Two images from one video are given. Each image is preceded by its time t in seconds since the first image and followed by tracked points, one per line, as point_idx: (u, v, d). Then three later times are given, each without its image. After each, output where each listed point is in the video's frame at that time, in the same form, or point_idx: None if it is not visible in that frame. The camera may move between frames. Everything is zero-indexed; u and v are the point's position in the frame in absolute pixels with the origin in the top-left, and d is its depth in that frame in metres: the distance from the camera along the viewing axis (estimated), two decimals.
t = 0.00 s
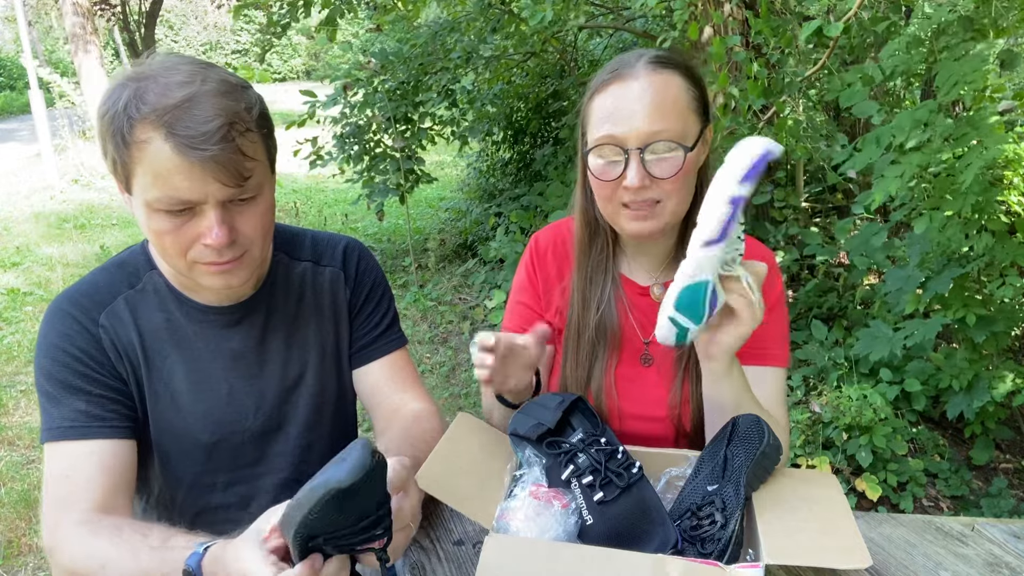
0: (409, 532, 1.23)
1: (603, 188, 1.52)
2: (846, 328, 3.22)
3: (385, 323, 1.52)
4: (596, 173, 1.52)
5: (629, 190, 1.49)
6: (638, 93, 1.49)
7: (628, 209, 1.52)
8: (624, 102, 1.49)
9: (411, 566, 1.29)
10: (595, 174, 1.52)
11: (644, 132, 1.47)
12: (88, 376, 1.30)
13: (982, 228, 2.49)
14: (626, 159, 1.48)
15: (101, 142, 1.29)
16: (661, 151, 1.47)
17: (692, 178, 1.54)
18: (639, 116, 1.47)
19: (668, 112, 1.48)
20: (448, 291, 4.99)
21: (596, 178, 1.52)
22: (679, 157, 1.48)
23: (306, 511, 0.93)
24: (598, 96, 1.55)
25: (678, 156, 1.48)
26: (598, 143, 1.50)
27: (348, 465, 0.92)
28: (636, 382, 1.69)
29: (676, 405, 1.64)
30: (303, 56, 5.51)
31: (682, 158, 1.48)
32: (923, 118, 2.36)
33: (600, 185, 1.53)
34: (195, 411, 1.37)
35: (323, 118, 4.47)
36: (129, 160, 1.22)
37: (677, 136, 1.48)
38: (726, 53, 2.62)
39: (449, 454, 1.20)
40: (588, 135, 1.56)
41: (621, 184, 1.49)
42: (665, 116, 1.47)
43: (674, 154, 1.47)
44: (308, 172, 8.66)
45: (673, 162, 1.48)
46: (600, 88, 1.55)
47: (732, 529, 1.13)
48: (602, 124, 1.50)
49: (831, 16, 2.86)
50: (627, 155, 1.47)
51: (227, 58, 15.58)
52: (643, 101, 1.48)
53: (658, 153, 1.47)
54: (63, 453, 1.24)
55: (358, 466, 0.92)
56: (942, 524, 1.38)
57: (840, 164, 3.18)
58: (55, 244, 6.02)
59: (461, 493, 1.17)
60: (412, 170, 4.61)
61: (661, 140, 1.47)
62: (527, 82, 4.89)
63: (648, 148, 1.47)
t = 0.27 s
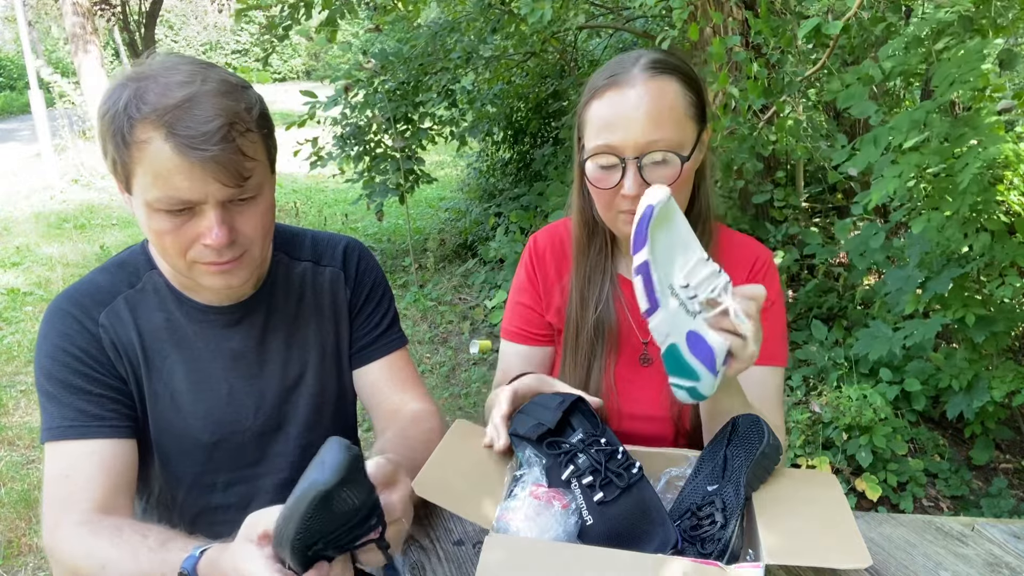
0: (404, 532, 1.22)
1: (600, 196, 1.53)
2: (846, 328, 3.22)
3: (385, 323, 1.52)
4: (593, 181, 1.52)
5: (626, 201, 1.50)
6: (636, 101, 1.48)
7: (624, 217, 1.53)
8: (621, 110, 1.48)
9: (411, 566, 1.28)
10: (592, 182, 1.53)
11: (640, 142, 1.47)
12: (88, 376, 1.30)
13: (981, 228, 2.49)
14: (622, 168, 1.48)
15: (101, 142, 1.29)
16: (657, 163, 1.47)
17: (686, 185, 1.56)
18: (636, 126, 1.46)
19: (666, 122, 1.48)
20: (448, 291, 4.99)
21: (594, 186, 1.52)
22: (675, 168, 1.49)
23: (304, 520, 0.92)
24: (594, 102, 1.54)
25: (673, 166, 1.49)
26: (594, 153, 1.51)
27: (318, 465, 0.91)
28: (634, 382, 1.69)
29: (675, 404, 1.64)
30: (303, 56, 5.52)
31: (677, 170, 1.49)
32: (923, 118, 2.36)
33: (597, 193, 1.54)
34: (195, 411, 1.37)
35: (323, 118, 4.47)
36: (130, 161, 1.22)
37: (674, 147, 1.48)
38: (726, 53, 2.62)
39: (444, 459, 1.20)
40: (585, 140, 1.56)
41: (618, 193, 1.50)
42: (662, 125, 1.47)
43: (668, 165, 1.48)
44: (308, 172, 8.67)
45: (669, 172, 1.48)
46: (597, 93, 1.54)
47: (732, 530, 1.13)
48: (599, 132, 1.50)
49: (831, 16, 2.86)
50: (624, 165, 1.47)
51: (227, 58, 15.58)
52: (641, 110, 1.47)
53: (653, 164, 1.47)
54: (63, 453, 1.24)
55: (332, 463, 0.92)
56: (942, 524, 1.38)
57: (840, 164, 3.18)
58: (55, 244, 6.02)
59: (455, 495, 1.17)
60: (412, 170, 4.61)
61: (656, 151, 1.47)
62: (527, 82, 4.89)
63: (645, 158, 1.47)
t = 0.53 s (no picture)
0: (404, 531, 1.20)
1: (604, 200, 1.54)
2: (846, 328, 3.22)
3: (385, 323, 1.52)
4: (596, 185, 1.53)
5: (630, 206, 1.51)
6: (638, 105, 1.48)
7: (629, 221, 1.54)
8: (622, 113, 1.48)
9: (411, 566, 1.28)
10: (595, 186, 1.53)
11: (644, 148, 1.47)
12: (88, 376, 1.30)
13: (980, 227, 2.49)
14: (627, 174, 1.48)
15: (99, 142, 1.29)
16: (659, 166, 1.48)
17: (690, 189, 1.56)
18: (638, 130, 1.46)
19: (671, 127, 1.48)
20: (448, 291, 4.99)
21: (598, 191, 1.53)
22: (679, 173, 1.50)
23: (294, 520, 0.88)
24: (595, 105, 1.54)
25: (680, 171, 1.50)
26: (597, 158, 1.50)
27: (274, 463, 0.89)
28: (633, 382, 1.70)
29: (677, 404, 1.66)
30: (303, 56, 5.52)
31: (679, 175, 1.50)
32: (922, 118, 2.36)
33: (601, 197, 1.54)
34: (196, 411, 1.37)
35: (323, 118, 4.48)
36: (128, 161, 1.22)
37: (678, 152, 1.49)
38: (725, 53, 2.62)
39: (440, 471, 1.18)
40: (586, 143, 1.56)
41: (622, 198, 1.51)
42: (665, 127, 1.47)
43: (674, 171, 1.49)
44: (308, 172, 8.67)
45: (673, 178, 1.49)
46: (599, 96, 1.53)
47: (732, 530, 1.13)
48: (602, 136, 1.49)
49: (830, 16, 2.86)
50: (629, 171, 1.48)
51: (227, 57, 15.58)
52: (646, 115, 1.47)
53: (659, 170, 1.48)
54: (63, 453, 1.24)
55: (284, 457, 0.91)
56: (942, 524, 1.38)
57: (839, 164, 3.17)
58: (55, 244, 6.02)
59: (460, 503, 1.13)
60: (412, 170, 4.61)
61: (661, 157, 1.47)
62: (527, 82, 4.90)
63: (648, 163, 1.47)
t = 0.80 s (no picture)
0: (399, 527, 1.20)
1: (606, 203, 1.54)
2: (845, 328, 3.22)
3: (385, 323, 1.52)
4: (598, 188, 1.53)
5: (633, 208, 1.51)
6: (641, 106, 1.48)
7: (631, 223, 1.54)
8: (622, 116, 1.48)
9: (411, 566, 1.28)
10: (598, 189, 1.53)
11: (648, 151, 1.47)
12: (89, 376, 1.30)
13: (978, 227, 2.49)
14: (631, 177, 1.48)
15: (98, 142, 1.30)
16: (662, 169, 1.48)
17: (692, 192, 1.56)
18: (641, 134, 1.47)
19: (675, 130, 1.48)
20: (448, 291, 4.99)
21: (600, 195, 1.53)
22: (683, 177, 1.50)
23: (261, 526, 0.87)
24: (596, 107, 1.54)
25: (684, 174, 1.50)
26: (600, 161, 1.50)
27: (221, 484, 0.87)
28: (634, 381, 1.72)
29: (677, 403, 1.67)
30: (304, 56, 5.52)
31: (683, 177, 1.50)
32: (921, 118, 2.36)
33: (603, 200, 1.54)
34: (197, 411, 1.37)
35: (324, 119, 4.48)
36: (126, 161, 1.22)
37: (681, 155, 1.49)
38: (725, 52, 2.62)
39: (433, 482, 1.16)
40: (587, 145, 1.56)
41: (625, 201, 1.51)
42: (667, 128, 1.47)
43: (678, 173, 1.49)
44: (308, 172, 8.67)
45: (676, 180, 1.49)
46: (600, 98, 1.53)
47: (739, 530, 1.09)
48: (604, 139, 1.49)
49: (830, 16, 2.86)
50: (633, 174, 1.48)
51: (227, 58, 15.59)
52: (648, 118, 1.47)
53: (663, 172, 1.48)
54: (63, 453, 1.24)
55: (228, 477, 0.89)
56: (942, 524, 1.38)
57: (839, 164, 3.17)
58: (55, 244, 6.02)
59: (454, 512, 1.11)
60: (412, 170, 4.61)
61: (665, 160, 1.47)
62: (526, 82, 4.90)
63: (653, 167, 1.48)
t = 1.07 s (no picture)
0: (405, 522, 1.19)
1: (608, 205, 1.54)
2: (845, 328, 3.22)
3: (385, 324, 1.52)
4: (601, 190, 1.53)
5: (635, 209, 1.51)
6: (644, 109, 1.48)
7: (634, 223, 1.54)
8: (626, 118, 1.48)
9: (411, 566, 1.28)
10: (601, 192, 1.53)
11: (652, 153, 1.46)
12: (90, 375, 1.30)
13: (978, 227, 2.50)
14: (635, 179, 1.48)
15: (97, 141, 1.30)
16: (667, 173, 1.48)
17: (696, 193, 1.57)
18: (646, 136, 1.46)
19: (679, 132, 1.48)
20: (448, 291, 4.99)
21: (603, 197, 1.53)
22: (686, 179, 1.50)
23: (215, 528, 0.91)
24: (598, 109, 1.54)
25: (686, 175, 1.50)
26: (603, 164, 1.50)
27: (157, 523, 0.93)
28: (638, 383, 1.72)
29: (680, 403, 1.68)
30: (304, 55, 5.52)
31: (687, 180, 1.50)
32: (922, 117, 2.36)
33: (606, 202, 1.54)
34: (198, 410, 1.37)
35: (324, 119, 4.49)
36: (124, 160, 1.22)
37: (684, 157, 1.49)
38: (725, 52, 2.62)
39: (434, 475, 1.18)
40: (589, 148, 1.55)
41: (628, 203, 1.51)
42: (671, 131, 1.47)
43: (682, 174, 1.49)
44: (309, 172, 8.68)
45: (680, 182, 1.49)
46: (603, 100, 1.53)
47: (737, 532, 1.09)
48: (608, 143, 1.49)
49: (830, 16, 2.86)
50: (637, 176, 1.48)
51: (228, 58, 15.60)
52: (650, 120, 1.47)
53: (666, 173, 1.48)
54: (64, 452, 1.24)
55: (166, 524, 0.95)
56: (942, 524, 1.38)
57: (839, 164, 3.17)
58: (55, 244, 6.03)
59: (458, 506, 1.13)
60: (412, 170, 4.61)
61: (668, 162, 1.47)
62: (526, 82, 4.90)
63: (657, 169, 1.47)
